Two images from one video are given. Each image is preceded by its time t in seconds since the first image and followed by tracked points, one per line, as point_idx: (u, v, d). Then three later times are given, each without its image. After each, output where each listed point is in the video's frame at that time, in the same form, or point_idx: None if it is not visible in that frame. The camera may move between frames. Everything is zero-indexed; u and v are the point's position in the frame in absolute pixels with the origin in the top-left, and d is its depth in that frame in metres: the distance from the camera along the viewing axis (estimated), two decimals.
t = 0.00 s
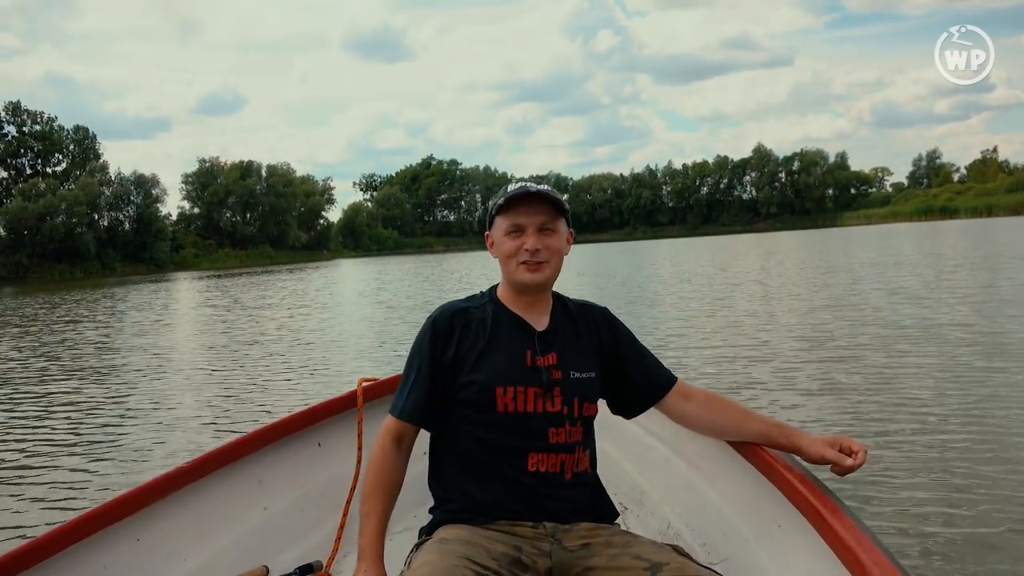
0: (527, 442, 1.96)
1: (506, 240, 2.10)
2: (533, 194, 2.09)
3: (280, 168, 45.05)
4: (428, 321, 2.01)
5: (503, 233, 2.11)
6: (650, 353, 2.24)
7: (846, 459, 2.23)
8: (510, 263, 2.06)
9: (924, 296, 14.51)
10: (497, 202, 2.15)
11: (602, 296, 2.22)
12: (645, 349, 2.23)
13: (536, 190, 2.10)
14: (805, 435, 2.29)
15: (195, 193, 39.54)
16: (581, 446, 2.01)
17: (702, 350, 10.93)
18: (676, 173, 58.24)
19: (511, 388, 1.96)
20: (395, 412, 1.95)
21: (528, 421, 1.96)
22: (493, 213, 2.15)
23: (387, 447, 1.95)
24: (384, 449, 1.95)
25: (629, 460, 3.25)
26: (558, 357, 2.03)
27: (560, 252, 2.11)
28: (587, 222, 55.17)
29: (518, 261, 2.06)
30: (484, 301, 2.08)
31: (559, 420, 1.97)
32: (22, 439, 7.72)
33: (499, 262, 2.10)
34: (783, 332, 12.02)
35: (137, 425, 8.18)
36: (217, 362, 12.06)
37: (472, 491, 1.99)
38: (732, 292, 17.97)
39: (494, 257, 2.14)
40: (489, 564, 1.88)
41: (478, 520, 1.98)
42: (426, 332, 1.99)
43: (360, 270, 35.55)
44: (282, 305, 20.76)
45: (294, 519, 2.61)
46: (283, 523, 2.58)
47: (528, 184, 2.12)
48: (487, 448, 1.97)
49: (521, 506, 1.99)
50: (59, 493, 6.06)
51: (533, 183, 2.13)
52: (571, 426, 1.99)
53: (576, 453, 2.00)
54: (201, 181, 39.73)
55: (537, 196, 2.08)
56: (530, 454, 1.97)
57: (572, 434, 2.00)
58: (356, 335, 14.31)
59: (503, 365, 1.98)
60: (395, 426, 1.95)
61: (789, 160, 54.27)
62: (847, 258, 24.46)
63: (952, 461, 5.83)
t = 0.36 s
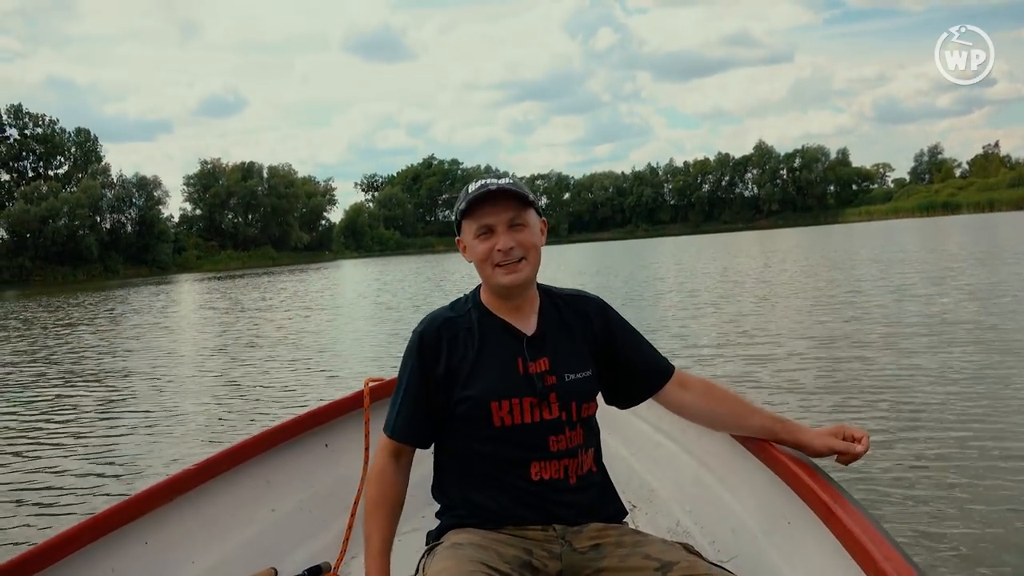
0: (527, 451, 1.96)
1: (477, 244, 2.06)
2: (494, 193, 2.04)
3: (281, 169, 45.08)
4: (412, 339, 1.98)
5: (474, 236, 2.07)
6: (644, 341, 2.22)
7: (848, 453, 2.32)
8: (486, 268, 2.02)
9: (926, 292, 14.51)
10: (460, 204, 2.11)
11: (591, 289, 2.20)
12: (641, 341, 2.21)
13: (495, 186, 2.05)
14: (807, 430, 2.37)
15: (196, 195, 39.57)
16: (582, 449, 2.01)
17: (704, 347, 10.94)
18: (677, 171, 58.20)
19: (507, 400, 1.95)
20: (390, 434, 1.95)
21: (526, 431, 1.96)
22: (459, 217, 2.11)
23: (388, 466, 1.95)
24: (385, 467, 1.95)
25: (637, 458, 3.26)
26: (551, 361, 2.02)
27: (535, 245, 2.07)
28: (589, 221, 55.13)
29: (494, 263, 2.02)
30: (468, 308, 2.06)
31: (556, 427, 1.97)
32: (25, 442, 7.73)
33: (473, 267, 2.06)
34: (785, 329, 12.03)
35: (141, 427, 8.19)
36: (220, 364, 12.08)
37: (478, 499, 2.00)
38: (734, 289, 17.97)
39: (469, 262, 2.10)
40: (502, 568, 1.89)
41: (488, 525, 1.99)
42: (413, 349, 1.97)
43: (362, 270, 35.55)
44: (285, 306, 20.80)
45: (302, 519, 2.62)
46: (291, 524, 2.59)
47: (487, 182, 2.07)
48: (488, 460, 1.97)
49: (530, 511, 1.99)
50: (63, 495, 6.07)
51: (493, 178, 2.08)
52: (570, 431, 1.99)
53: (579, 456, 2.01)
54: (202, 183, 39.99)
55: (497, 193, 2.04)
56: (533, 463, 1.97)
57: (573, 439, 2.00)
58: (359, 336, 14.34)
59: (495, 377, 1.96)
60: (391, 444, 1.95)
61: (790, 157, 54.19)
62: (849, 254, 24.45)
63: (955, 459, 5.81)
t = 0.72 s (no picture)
0: (531, 459, 1.94)
1: (475, 248, 2.04)
2: (493, 197, 2.01)
3: (279, 175, 45.11)
4: (409, 346, 1.96)
5: (472, 240, 2.05)
6: (645, 343, 2.21)
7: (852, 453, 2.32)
8: (485, 273, 2.00)
9: (923, 292, 14.55)
10: (457, 208, 2.08)
11: (590, 290, 2.19)
12: (641, 343, 2.20)
13: (494, 190, 2.02)
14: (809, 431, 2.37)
15: (194, 202, 39.57)
16: (585, 454, 2.00)
17: (703, 349, 10.96)
18: (674, 173, 58.24)
19: (508, 410, 1.93)
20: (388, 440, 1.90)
21: (529, 439, 1.94)
22: (456, 222, 2.08)
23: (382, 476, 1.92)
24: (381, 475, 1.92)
25: (640, 460, 3.25)
26: (552, 367, 2.01)
27: (535, 250, 2.05)
28: (586, 224, 55.13)
29: (493, 269, 1.99)
30: (466, 312, 2.03)
31: (559, 433, 1.96)
32: (23, 451, 7.70)
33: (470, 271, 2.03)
34: (783, 330, 12.06)
35: (139, 435, 8.16)
36: (219, 371, 12.08)
37: (480, 506, 1.98)
38: (732, 291, 18.01)
39: (467, 266, 2.07)
40: None
41: (490, 532, 1.97)
42: (410, 356, 1.94)
43: (360, 276, 35.57)
44: (283, 313, 20.78)
45: (304, 524, 2.60)
46: (293, 530, 2.57)
47: (485, 185, 2.04)
48: (491, 467, 1.95)
49: (532, 518, 1.97)
50: (61, 504, 6.04)
51: (491, 180, 2.06)
52: (574, 436, 1.98)
53: (584, 463, 1.99)
54: (200, 191, 40.06)
55: (495, 197, 2.01)
56: (538, 472, 1.95)
57: (578, 445, 1.98)
58: (358, 341, 14.35)
59: (496, 385, 1.94)
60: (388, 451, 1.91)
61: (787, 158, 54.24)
62: (847, 255, 24.50)
63: (956, 459, 5.79)
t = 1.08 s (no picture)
0: (526, 454, 1.94)
1: (491, 244, 1.98)
2: (519, 194, 1.98)
3: (266, 177, 44.94)
4: (400, 341, 1.95)
5: (487, 235, 1.99)
6: (638, 339, 2.22)
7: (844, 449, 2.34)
8: (503, 270, 1.97)
9: (910, 289, 14.68)
10: (470, 201, 2.01)
11: (583, 286, 2.20)
12: (634, 338, 2.21)
13: (516, 186, 2.00)
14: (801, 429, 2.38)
15: (180, 205, 39.35)
16: (579, 450, 2.00)
17: (692, 348, 11.01)
18: (662, 173, 58.41)
19: (504, 405, 1.93)
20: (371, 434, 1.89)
21: (524, 433, 1.94)
22: (468, 214, 2.01)
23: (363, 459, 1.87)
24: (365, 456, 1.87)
25: (632, 457, 3.25)
26: (547, 361, 2.02)
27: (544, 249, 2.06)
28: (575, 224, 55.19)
29: (512, 265, 1.97)
30: (459, 307, 2.03)
31: (554, 426, 1.96)
32: (8, 456, 7.61)
33: (483, 263, 1.99)
34: (771, 328, 12.13)
35: (126, 439, 8.09)
36: (206, 373, 12.02)
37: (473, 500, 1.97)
38: (720, 290, 18.10)
39: (475, 260, 2.01)
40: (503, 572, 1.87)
41: (485, 527, 1.97)
42: (400, 350, 1.93)
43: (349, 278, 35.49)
44: (269, 315, 20.64)
45: (296, 522, 2.60)
46: (284, 528, 2.57)
47: (503, 181, 2.02)
48: (485, 462, 1.94)
49: (525, 515, 1.97)
50: (45, 511, 5.97)
51: (507, 177, 2.04)
52: (568, 430, 1.98)
53: (579, 457, 1.99)
54: (187, 193, 39.82)
55: (521, 194, 1.98)
56: (533, 468, 1.95)
57: (574, 439, 1.99)
58: (346, 343, 14.32)
59: (491, 380, 1.94)
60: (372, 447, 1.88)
61: (774, 157, 54.54)
62: (834, 253, 24.68)
63: (944, 457, 5.80)
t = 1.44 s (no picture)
0: (524, 445, 1.94)
1: (526, 237, 1.99)
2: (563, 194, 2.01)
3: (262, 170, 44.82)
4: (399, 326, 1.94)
5: (523, 226, 1.99)
6: (636, 331, 2.23)
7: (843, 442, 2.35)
8: (534, 264, 1.99)
9: (906, 287, 14.71)
10: (510, 191, 2.01)
11: (582, 276, 2.21)
12: (632, 330, 2.21)
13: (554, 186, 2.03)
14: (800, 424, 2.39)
15: (176, 197, 39.21)
16: (577, 440, 2.01)
17: (688, 344, 11.03)
18: (659, 168, 58.34)
19: (503, 393, 1.93)
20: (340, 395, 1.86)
21: (523, 422, 1.94)
22: (505, 203, 2.00)
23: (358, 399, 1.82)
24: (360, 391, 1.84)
25: (628, 451, 3.26)
26: (547, 351, 2.02)
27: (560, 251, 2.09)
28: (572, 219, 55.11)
29: (541, 261, 1.99)
30: (460, 296, 2.03)
31: (552, 415, 1.96)
32: (1, 449, 7.56)
33: (515, 253, 1.98)
34: (768, 324, 12.15)
35: (120, 433, 8.06)
36: (202, 366, 12.02)
37: (470, 491, 1.97)
38: (717, 286, 18.11)
39: (504, 248, 1.99)
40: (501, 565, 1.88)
41: (483, 519, 1.97)
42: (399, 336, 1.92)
43: (344, 272, 35.40)
44: (264, 308, 20.58)
45: (293, 512, 2.64)
46: (280, 517, 2.60)
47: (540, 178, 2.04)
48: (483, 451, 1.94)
49: (522, 507, 1.97)
50: (39, 505, 5.96)
51: (543, 175, 2.06)
52: (566, 421, 1.98)
53: (577, 448, 2.00)
54: (183, 186, 39.68)
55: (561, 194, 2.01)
56: (532, 461, 1.95)
57: (572, 429, 1.99)
58: (342, 337, 14.33)
59: (491, 369, 1.94)
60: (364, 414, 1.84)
61: (771, 153, 54.51)
62: (831, 250, 24.70)
63: (940, 457, 5.78)
